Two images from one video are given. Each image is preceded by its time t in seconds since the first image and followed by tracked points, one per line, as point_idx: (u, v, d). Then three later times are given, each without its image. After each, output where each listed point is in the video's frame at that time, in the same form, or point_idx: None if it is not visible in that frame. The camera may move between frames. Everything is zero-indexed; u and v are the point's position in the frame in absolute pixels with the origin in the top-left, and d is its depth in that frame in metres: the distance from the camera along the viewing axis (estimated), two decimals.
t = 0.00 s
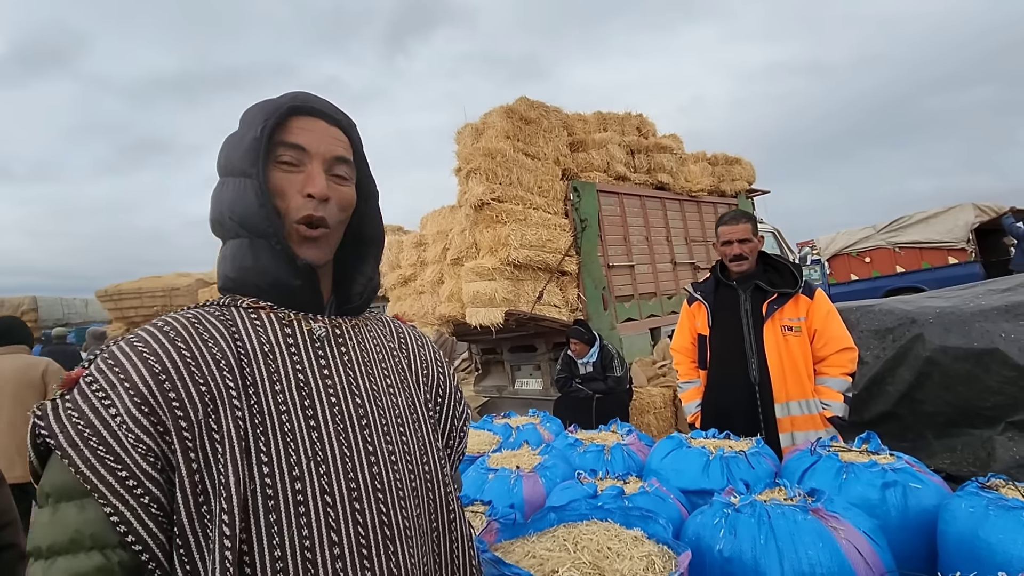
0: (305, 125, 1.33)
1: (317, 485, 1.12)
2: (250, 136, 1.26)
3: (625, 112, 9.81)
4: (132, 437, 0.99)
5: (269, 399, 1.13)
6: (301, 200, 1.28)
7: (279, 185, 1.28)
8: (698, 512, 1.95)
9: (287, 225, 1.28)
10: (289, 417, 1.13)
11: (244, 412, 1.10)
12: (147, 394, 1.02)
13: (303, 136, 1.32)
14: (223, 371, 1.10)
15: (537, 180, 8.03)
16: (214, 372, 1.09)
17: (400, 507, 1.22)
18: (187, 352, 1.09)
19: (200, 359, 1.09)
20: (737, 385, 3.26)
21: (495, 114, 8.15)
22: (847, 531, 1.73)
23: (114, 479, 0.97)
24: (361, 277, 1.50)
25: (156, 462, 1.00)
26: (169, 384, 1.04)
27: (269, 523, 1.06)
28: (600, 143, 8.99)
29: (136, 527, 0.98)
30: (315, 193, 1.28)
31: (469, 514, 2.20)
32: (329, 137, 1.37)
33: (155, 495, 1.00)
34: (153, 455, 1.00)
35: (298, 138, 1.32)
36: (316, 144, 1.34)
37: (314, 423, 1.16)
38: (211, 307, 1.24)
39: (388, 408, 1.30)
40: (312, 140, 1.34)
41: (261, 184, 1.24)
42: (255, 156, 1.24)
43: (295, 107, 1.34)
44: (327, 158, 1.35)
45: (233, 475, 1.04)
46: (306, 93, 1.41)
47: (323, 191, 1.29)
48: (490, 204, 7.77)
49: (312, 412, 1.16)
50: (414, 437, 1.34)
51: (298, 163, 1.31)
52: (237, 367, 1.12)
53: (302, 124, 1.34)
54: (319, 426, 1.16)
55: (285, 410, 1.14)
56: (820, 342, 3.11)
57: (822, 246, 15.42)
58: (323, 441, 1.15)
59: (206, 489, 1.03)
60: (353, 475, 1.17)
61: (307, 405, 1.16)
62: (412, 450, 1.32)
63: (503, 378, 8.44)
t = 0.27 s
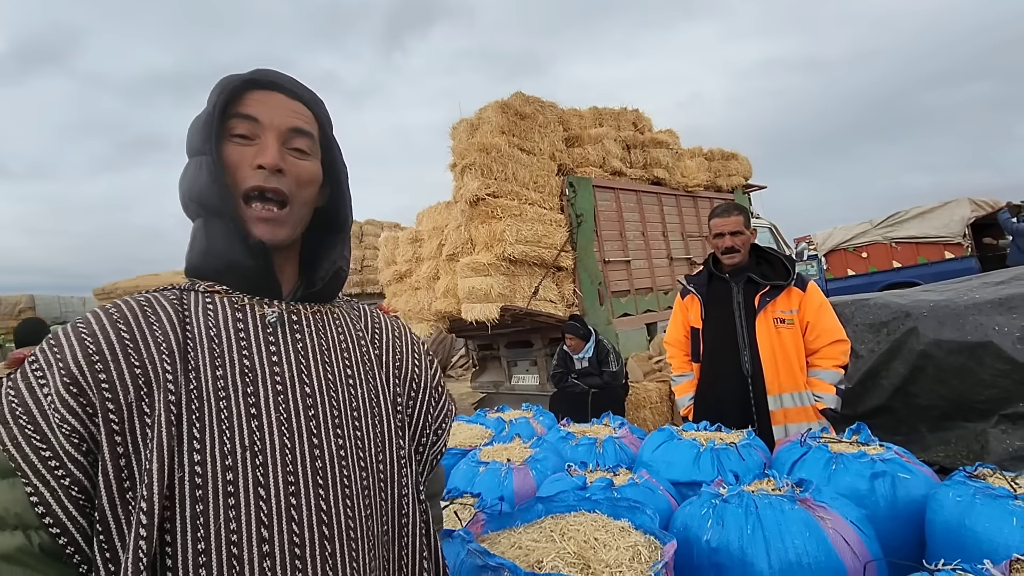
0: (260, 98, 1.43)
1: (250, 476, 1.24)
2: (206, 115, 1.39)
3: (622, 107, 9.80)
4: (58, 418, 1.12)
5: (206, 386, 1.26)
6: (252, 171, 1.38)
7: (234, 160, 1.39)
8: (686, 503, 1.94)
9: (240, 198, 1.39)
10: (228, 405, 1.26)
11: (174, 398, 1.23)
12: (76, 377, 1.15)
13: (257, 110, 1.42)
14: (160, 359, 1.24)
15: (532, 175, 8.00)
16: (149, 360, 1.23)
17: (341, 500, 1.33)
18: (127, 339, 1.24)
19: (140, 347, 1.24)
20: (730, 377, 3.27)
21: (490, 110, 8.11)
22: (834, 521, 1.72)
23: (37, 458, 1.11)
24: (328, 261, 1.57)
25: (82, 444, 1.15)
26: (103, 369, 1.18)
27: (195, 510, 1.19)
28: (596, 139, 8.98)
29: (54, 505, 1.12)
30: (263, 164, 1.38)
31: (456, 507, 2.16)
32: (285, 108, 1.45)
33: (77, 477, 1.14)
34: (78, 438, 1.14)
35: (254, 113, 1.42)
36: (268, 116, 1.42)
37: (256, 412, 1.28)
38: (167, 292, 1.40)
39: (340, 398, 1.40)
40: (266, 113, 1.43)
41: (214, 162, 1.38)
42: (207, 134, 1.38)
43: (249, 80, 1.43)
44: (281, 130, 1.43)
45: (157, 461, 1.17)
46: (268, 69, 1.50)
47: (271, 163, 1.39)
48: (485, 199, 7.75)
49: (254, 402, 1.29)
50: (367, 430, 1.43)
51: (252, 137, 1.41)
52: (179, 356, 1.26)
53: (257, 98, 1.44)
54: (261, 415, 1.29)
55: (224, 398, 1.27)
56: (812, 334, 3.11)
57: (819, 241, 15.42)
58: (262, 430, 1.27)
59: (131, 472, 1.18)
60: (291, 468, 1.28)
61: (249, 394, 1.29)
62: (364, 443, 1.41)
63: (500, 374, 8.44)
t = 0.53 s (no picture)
0: (274, 93, 1.42)
1: (234, 492, 1.22)
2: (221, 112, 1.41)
3: (630, 105, 9.76)
4: (51, 418, 1.14)
5: (200, 393, 1.25)
6: (263, 167, 1.36)
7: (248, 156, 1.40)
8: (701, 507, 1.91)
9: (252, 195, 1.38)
10: (219, 415, 1.25)
11: (164, 405, 1.22)
12: (72, 377, 1.17)
13: (271, 105, 1.42)
14: (155, 365, 1.24)
15: (541, 174, 7.97)
16: (145, 364, 1.23)
17: (326, 523, 1.27)
18: (127, 340, 1.24)
19: (139, 350, 1.24)
20: (744, 377, 3.23)
21: (498, 109, 8.10)
22: (854, 526, 1.68)
23: (30, 456, 1.13)
24: (343, 261, 1.51)
25: (72, 447, 1.15)
26: (98, 372, 1.19)
27: (175, 524, 1.17)
28: (604, 137, 8.94)
29: (41, 505, 1.13)
30: (274, 159, 1.36)
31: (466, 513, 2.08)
32: (300, 102, 1.44)
33: (65, 480, 1.14)
34: (69, 440, 1.15)
35: (268, 108, 1.42)
36: (283, 109, 1.42)
37: (248, 423, 1.26)
38: (181, 292, 1.43)
39: (338, 410, 1.35)
40: (280, 107, 1.42)
41: (227, 159, 1.39)
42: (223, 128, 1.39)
43: (265, 74, 1.43)
44: (296, 123, 1.42)
45: (142, 470, 1.16)
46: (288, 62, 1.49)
47: (280, 158, 1.36)
48: (493, 200, 7.75)
49: (246, 412, 1.26)
50: (366, 446, 1.37)
51: (265, 132, 1.41)
52: (175, 361, 1.26)
53: (272, 92, 1.43)
54: (252, 426, 1.26)
55: (216, 406, 1.25)
56: (828, 333, 3.06)
57: (832, 238, 15.24)
58: (251, 443, 1.25)
59: (119, 477, 1.18)
60: (277, 485, 1.25)
61: (243, 404, 1.27)
62: (360, 458, 1.35)
63: (510, 374, 8.42)
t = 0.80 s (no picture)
0: (318, 125, 1.55)
1: (290, 507, 1.30)
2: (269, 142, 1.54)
3: (647, 108, 9.72)
4: (119, 441, 1.32)
5: (250, 413, 1.36)
6: (309, 198, 1.49)
7: (296, 186, 1.53)
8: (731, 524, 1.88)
9: (300, 223, 1.51)
10: (272, 433, 1.34)
11: (219, 424, 1.34)
12: (135, 405, 1.34)
13: (315, 136, 1.54)
14: (206, 392, 1.38)
15: (557, 179, 7.95)
16: (197, 390, 1.38)
17: (380, 534, 1.30)
18: (181, 365, 1.40)
19: (192, 373, 1.39)
20: (769, 388, 3.19)
21: (514, 115, 8.11)
22: (893, 545, 1.64)
23: (100, 477, 1.31)
24: (378, 280, 1.59)
25: (135, 467, 1.33)
26: (156, 395, 1.36)
27: (238, 540, 1.27)
28: (621, 141, 8.91)
29: (110, 522, 1.30)
30: (319, 190, 1.48)
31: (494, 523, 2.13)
32: (341, 133, 1.55)
33: (128, 499, 1.32)
34: (132, 461, 1.33)
35: (312, 139, 1.54)
36: (326, 141, 1.53)
37: (298, 440, 1.34)
38: (225, 312, 1.57)
39: (383, 421, 1.38)
40: (323, 139, 1.54)
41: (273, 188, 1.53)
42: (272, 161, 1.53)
43: (309, 106, 1.56)
44: (338, 154, 1.53)
45: (201, 489, 1.29)
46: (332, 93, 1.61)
47: (325, 189, 1.48)
48: (511, 205, 7.74)
49: (296, 430, 1.35)
50: (413, 454, 1.37)
51: (310, 163, 1.53)
52: (227, 384, 1.39)
53: (317, 124, 1.56)
54: (303, 443, 1.34)
55: (269, 425, 1.35)
56: (856, 341, 2.98)
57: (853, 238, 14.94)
58: (304, 459, 1.33)
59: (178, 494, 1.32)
60: (330, 499, 1.31)
61: (293, 422, 1.36)
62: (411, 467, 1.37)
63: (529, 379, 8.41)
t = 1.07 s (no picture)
0: (348, 135, 1.56)
1: (318, 506, 1.32)
2: (300, 155, 1.58)
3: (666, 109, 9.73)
4: (163, 443, 1.38)
5: (280, 413, 1.40)
6: (337, 211, 1.50)
7: (325, 198, 1.54)
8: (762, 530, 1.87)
9: (330, 234, 1.53)
10: (299, 432, 1.38)
11: (251, 424, 1.39)
12: (177, 408, 1.41)
13: (344, 147, 1.55)
14: (239, 391, 1.42)
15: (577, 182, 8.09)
16: (230, 390, 1.42)
17: (408, 530, 1.30)
18: (217, 368, 1.45)
19: (226, 376, 1.43)
20: (795, 390, 3.13)
21: (532, 117, 8.14)
22: (930, 554, 1.62)
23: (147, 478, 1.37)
24: (405, 279, 1.59)
25: (181, 468, 1.37)
26: (196, 399, 1.41)
27: (271, 537, 1.31)
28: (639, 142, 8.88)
29: (158, 520, 1.35)
30: (347, 203, 1.49)
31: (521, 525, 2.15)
32: (368, 145, 1.56)
33: (177, 498, 1.36)
34: (178, 462, 1.37)
35: (341, 151, 1.56)
36: (353, 153, 1.54)
37: (324, 440, 1.37)
38: (265, 318, 1.61)
39: (406, 417, 1.39)
40: (350, 151, 1.55)
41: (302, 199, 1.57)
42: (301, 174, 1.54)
43: (338, 117, 1.57)
44: (365, 166, 1.54)
45: (236, 488, 1.33)
46: (361, 103, 1.62)
47: (352, 200, 1.49)
48: (530, 207, 7.76)
49: (322, 429, 1.37)
50: (433, 448, 1.37)
51: (340, 173, 1.55)
52: (259, 386, 1.43)
53: (346, 134, 1.57)
54: (329, 442, 1.36)
55: (296, 424, 1.39)
56: (886, 345, 2.93)
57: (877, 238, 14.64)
58: (329, 458, 1.35)
59: (218, 493, 1.36)
60: (356, 497, 1.32)
61: (319, 421, 1.38)
62: (432, 462, 1.36)
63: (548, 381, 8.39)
